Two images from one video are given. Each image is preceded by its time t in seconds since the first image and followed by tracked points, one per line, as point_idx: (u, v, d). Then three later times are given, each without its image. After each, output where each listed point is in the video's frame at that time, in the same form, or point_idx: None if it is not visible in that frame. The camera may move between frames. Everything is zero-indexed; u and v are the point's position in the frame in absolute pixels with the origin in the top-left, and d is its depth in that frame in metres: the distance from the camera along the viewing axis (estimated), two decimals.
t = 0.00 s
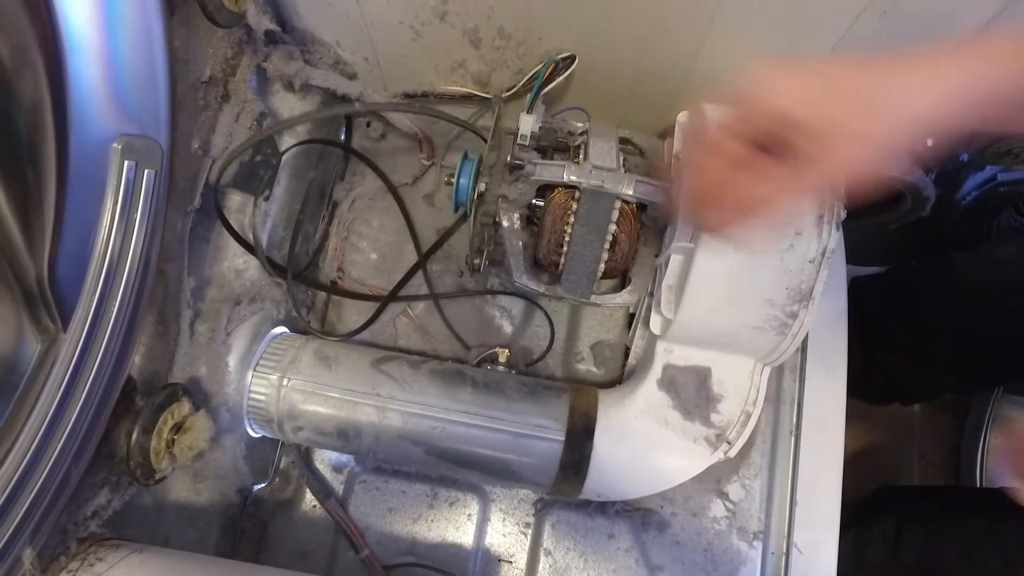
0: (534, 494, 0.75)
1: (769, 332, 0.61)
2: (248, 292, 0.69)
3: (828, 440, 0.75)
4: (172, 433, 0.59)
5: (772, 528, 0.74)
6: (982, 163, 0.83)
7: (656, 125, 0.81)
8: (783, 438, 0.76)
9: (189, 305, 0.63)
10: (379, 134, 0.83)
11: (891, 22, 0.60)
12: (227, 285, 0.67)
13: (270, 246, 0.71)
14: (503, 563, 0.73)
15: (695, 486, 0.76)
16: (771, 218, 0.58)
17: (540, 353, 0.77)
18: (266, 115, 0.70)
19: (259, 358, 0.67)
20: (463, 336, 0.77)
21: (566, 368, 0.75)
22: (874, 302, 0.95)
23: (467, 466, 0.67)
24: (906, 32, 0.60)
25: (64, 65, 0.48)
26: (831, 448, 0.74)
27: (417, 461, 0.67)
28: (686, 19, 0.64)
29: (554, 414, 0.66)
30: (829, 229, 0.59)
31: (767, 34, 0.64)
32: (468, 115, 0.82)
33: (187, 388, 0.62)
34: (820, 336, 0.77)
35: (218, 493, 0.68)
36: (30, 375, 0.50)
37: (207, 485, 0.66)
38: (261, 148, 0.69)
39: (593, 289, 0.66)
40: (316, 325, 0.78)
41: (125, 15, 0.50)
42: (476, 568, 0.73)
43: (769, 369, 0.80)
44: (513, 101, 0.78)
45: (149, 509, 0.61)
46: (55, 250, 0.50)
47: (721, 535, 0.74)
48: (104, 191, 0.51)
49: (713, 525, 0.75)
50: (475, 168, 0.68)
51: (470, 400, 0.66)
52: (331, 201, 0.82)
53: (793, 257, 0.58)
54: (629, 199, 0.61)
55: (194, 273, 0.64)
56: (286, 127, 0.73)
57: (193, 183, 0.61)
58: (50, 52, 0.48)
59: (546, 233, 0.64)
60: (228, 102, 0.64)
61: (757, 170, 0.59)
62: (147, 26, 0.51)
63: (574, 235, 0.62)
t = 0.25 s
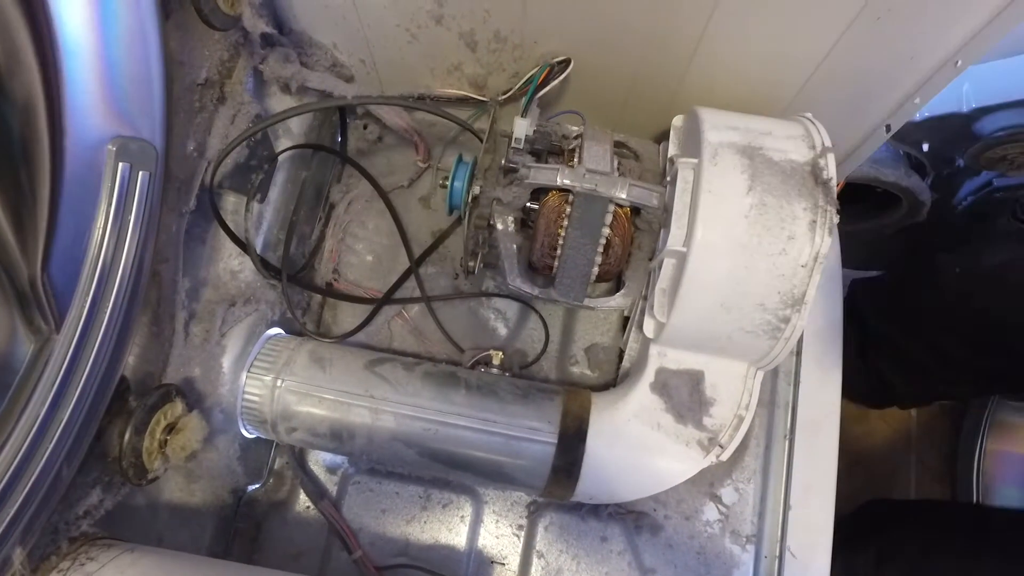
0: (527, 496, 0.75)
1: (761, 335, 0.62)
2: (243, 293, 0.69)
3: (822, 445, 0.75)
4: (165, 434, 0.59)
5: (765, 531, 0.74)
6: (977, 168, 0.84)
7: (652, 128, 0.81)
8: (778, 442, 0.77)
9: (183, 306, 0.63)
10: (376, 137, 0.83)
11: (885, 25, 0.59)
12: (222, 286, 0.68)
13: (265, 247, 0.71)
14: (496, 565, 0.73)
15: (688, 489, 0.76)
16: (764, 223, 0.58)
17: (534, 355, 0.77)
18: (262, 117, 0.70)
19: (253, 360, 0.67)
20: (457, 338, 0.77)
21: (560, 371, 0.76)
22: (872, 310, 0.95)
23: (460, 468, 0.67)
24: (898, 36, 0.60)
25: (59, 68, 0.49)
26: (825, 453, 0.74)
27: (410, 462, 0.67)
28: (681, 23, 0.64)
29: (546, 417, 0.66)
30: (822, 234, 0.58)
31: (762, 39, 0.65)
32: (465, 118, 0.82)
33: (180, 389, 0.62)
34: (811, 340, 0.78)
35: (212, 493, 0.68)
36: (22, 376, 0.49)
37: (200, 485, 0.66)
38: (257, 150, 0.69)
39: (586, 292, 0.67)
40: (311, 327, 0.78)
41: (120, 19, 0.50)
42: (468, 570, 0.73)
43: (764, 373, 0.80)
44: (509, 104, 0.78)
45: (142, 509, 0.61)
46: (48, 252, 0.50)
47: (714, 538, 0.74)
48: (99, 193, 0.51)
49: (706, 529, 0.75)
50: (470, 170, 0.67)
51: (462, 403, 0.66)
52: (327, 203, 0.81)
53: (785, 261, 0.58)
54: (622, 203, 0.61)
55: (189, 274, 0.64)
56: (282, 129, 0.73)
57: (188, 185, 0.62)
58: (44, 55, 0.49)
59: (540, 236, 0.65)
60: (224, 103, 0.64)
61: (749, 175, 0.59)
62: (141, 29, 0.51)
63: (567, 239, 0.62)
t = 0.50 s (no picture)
0: (516, 493, 0.75)
1: (749, 332, 0.61)
2: (233, 288, 0.69)
3: (813, 444, 0.75)
4: (151, 427, 0.59)
5: (755, 530, 0.74)
6: (970, 167, 0.83)
7: (647, 125, 0.81)
8: (769, 441, 0.76)
9: (172, 301, 0.63)
10: (369, 134, 0.83)
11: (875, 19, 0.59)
12: (213, 281, 0.68)
13: (256, 243, 0.71)
14: (485, 561, 0.73)
15: (678, 487, 0.76)
16: (751, 219, 0.58)
17: (524, 353, 0.77)
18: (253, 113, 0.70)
19: (243, 354, 0.67)
20: (447, 335, 0.77)
21: (551, 368, 0.76)
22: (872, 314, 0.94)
23: (449, 464, 0.67)
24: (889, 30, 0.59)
25: (48, 62, 0.49)
26: (816, 453, 0.74)
27: (398, 458, 0.67)
28: (672, 19, 0.64)
29: (535, 413, 0.66)
30: (810, 230, 0.58)
31: (752, 35, 0.64)
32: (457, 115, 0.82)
33: (168, 383, 0.62)
34: (806, 340, 0.78)
35: (202, 488, 0.68)
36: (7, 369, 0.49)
37: (189, 480, 0.66)
38: (247, 145, 0.69)
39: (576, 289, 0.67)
40: (302, 323, 0.78)
41: (107, 13, 0.50)
42: (457, 566, 0.73)
43: (756, 371, 0.80)
44: (501, 101, 0.78)
45: (130, 502, 0.61)
46: (34, 245, 0.50)
47: (704, 537, 0.74)
48: (87, 186, 0.51)
49: (695, 528, 0.74)
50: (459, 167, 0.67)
51: (451, 399, 0.66)
52: (319, 200, 0.81)
53: (774, 258, 0.58)
54: (611, 199, 0.61)
55: (178, 269, 0.64)
56: (274, 125, 0.73)
57: (178, 179, 0.62)
58: (31, 49, 0.49)
59: (529, 233, 0.64)
60: (215, 99, 0.65)
61: (737, 171, 0.59)
62: (129, 22, 0.51)
63: (556, 235, 0.62)
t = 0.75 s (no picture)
0: (503, 491, 0.75)
1: (735, 331, 0.61)
2: (221, 284, 0.69)
3: (802, 443, 0.74)
4: (136, 422, 0.59)
5: (742, 529, 0.74)
6: (961, 166, 0.83)
7: (637, 122, 0.81)
8: (758, 440, 0.76)
9: (159, 296, 0.63)
10: (359, 132, 0.83)
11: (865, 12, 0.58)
12: (200, 278, 0.68)
13: (243, 240, 0.71)
14: (471, 559, 0.73)
15: (666, 486, 0.76)
16: (735, 216, 0.58)
17: (512, 351, 0.77)
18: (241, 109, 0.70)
19: (230, 351, 0.67)
20: (435, 333, 0.77)
21: (539, 366, 0.75)
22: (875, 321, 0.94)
23: (435, 461, 0.67)
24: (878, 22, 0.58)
25: (29, 55, 0.49)
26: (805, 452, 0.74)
27: (384, 455, 0.67)
28: (658, 16, 0.64)
29: (520, 411, 0.66)
30: (794, 228, 0.58)
31: (739, 31, 0.64)
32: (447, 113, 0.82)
33: (154, 378, 0.62)
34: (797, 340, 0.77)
35: (188, 485, 0.68)
36: None
37: (176, 476, 0.66)
38: (235, 142, 0.69)
39: (562, 287, 0.67)
40: (291, 320, 0.78)
41: (90, 10, 0.50)
42: (443, 563, 0.73)
43: (745, 370, 0.79)
44: (490, 99, 0.78)
45: (115, 497, 0.61)
46: (15, 238, 0.49)
47: (691, 536, 0.74)
48: (70, 182, 0.51)
49: (683, 527, 0.74)
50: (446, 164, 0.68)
51: (437, 396, 0.66)
52: (309, 197, 0.82)
53: (758, 255, 0.58)
54: (596, 196, 0.61)
55: (165, 264, 0.64)
56: (264, 122, 0.73)
57: (164, 175, 0.62)
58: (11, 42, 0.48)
59: (514, 230, 0.65)
60: (202, 95, 0.65)
61: (722, 168, 0.59)
62: (112, 19, 0.52)
63: (542, 232, 0.62)
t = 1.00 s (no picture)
0: (494, 487, 0.75)
1: (724, 326, 0.61)
2: (212, 279, 0.69)
3: (794, 440, 0.74)
4: (125, 415, 0.60)
5: (734, 526, 0.74)
6: (953, 165, 0.83)
7: (628, 120, 0.81)
8: (750, 437, 0.76)
9: (149, 291, 0.64)
10: (352, 129, 0.84)
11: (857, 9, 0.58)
12: (191, 272, 0.68)
13: (235, 235, 0.71)
14: (462, 555, 0.73)
15: (657, 483, 0.76)
16: (723, 211, 0.58)
17: (504, 348, 0.77)
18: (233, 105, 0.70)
19: (221, 345, 0.67)
20: (426, 329, 0.77)
21: (530, 363, 0.76)
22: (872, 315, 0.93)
23: (425, 456, 0.67)
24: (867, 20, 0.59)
25: (16, 47, 0.49)
26: (798, 450, 0.74)
27: (374, 450, 0.68)
28: (646, 14, 0.65)
29: (509, 406, 0.66)
30: (783, 223, 0.58)
31: (728, 28, 0.65)
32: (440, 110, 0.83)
33: (143, 373, 0.62)
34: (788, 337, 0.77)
35: (179, 479, 0.68)
36: None
37: (166, 470, 0.66)
38: (226, 138, 0.69)
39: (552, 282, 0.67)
40: (284, 316, 0.79)
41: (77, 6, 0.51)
42: (433, 559, 0.73)
43: (736, 367, 0.79)
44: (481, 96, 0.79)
45: (105, 491, 0.61)
46: (1, 229, 0.49)
47: (682, 532, 0.74)
48: (58, 174, 0.51)
49: (674, 523, 0.74)
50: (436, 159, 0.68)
51: (426, 391, 0.67)
52: (302, 194, 0.82)
53: (746, 250, 0.58)
54: (584, 191, 0.61)
55: (155, 259, 0.64)
56: (256, 118, 0.73)
57: (154, 170, 0.62)
58: None
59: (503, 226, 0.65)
60: (192, 91, 0.65)
61: (710, 164, 0.59)
62: (101, 14, 0.52)
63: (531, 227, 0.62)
